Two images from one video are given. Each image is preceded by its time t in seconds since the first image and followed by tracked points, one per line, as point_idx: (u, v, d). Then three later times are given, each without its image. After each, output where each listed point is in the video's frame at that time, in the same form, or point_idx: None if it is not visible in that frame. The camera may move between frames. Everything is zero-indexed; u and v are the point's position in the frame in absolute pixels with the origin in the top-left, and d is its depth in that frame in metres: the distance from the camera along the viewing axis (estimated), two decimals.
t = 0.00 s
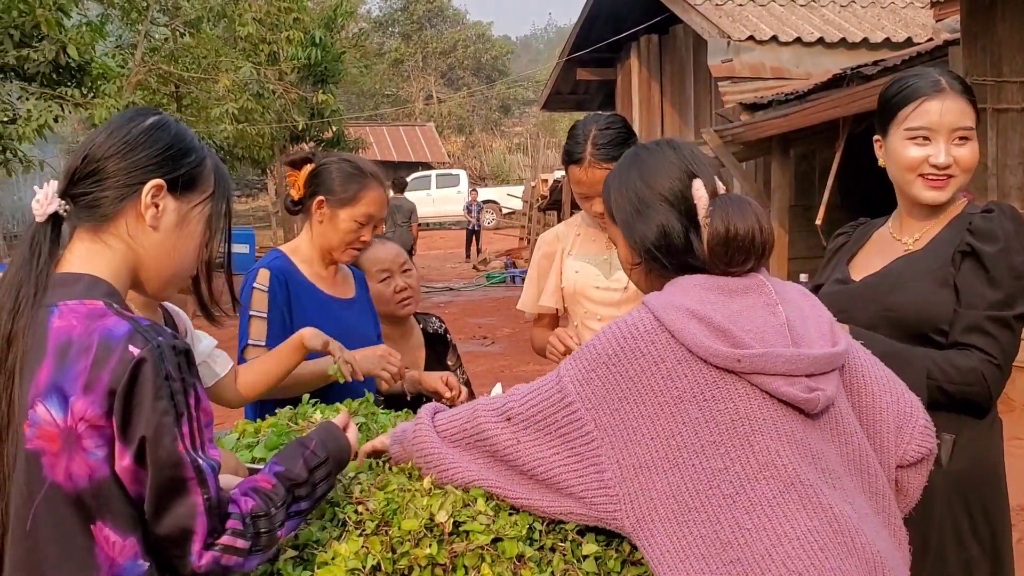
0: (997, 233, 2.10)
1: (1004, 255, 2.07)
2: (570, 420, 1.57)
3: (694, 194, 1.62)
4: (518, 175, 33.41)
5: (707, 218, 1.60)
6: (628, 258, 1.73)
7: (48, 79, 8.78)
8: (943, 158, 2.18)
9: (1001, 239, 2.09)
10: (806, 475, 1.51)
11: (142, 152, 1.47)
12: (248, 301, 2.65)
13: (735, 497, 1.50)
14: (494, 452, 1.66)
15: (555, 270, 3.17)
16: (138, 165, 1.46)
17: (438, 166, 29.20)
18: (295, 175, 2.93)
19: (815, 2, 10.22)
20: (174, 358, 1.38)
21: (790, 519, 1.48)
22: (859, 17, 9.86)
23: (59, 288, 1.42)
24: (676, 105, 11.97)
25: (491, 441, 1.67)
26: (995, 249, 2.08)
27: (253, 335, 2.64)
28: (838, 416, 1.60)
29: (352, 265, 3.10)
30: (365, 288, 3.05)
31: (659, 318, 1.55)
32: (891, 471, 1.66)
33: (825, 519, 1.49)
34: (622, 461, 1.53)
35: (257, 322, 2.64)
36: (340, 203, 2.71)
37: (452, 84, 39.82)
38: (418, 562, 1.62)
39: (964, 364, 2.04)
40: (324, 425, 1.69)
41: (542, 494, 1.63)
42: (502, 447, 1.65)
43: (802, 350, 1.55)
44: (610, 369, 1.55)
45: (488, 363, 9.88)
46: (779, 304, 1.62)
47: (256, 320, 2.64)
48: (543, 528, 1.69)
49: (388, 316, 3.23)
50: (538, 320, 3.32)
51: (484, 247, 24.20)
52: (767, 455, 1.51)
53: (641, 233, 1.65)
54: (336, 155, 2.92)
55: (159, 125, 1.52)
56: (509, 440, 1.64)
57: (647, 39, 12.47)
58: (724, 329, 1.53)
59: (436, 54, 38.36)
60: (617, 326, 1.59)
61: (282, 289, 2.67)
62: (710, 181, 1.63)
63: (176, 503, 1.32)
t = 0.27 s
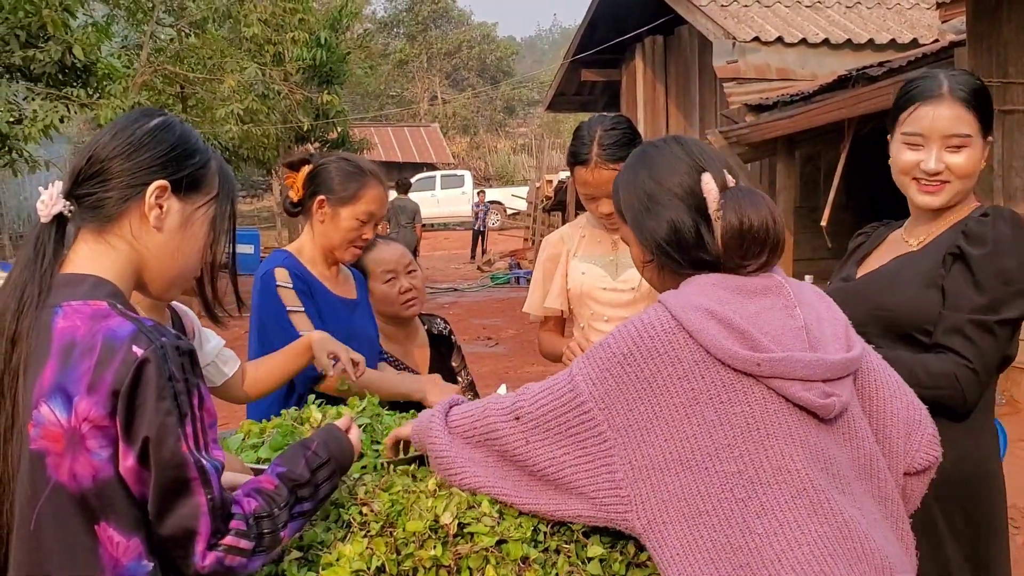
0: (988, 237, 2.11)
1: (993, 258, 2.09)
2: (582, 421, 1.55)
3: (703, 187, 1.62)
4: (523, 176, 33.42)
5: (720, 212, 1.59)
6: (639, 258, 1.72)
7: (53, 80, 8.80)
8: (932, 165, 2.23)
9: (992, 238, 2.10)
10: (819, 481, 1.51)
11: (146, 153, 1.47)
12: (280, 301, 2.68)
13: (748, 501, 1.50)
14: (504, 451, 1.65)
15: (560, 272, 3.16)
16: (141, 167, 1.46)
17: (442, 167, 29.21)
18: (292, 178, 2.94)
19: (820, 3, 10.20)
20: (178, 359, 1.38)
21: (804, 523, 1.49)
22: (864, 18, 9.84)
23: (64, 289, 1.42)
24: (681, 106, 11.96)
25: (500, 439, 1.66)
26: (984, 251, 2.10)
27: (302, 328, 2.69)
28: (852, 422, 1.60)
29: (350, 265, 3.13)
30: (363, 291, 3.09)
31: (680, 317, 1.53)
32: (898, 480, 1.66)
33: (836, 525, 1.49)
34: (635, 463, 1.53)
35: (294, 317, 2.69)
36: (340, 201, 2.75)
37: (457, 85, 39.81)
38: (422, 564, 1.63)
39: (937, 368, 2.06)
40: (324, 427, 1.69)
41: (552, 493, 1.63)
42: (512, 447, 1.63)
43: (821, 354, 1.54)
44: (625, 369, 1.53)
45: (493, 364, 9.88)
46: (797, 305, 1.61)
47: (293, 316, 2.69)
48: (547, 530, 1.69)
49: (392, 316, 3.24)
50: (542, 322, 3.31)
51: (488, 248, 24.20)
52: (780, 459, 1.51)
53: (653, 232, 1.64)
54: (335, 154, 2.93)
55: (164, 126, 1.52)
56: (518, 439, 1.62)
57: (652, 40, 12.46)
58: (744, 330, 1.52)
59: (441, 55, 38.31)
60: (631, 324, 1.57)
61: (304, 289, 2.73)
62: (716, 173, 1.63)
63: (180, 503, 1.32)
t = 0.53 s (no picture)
0: (973, 246, 2.17)
1: (975, 268, 2.15)
2: (607, 421, 1.48)
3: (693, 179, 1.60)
4: (525, 178, 33.44)
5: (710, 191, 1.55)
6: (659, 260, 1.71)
7: (56, 82, 8.82)
8: (897, 179, 2.34)
9: (976, 247, 2.17)
10: (838, 494, 1.50)
11: (148, 157, 1.48)
12: (297, 301, 2.67)
13: (767, 510, 1.49)
14: (518, 447, 1.58)
15: (560, 275, 3.17)
16: (142, 170, 1.47)
17: (445, 168, 29.24)
18: (291, 181, 2.93)
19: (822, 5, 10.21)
20: (178, 362, 1.39)
21: (820, 535, 1.48)
22: (866, 21, 9.84)
23: (65, 293, 1.42)
24: (683, 108, 11.97)
25: (513, 435, 1.58)
26: (968, 261, 2.16)
27: (326, 328, 2.69)
28: (871, 436, 1.60)
29: (351, 267, 3.14)
30: (364, 293, 3.10)
31: (710, 316, 1.49)
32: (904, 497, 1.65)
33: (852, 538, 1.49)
34: (657, 466, 1.49)
35: (317, 319, 2.69)
36: (345, 202, 2.77)
37: (459, 86, 39.83)
38: (421, 567, 1.64)
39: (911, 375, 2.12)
40: (311, 443, 1.72)
41: (562, 492, 1.56)
42: (527, 444, 1.56)
43: (851, 366, 1.53)
44: (654, 370, 1.47)
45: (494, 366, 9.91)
46: (830, 313, 1.59)
47: (316, 319, 2.68)
48: (546, 533, 1.69)
49: (393, 319, 3.25)
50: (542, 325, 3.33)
51: (490, 250, 24.22)
52: (802, 471, 1.49)
53: (658, 231, 1.63)
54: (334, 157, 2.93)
55: (165, 130, 1.53)
56: (534, 437, 1.54)
57: (654, 42, 12.47)
58: (776, 336, 1.49)
59: (443, 57, 38.13)
60: (659, 321, 1.52)
61: (322, 289, 2.74)
62: (709, 164, 1.61)
63: (182, 505, 1.33)
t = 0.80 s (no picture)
0: (965, 247, 2.19)
1: (963, 270, 2.16)
2: (642, 419, 1.44)
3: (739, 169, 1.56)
4: (526, 179, 33.44)
5: (759, 181, 1.51)
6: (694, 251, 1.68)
7: (58, 83, 8.85)
8: (892, 179, 2.37)
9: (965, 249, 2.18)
10: (864, 505, 1.48)
11: (159, 159, 1.48)
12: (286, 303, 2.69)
13: (792, 519, 1.47)
14: (545, 442, 1.51)
15: (565, 277, 3.18)
16: (152, 172, 1.47)
17: (446, 169, 29.26)
18: (298, 182, 2.95)
19: (824, 7, 10.21)
20: (187, 362, 1.39)
21: (847, 548, 1.46)
22: (868, 23, 9.85)
23: (74, 293, 1.43)
24: (685, 110, 11.98)
25: (539, 429, 1.52)
26: (958, 261, 2.18)
27: (305, 333, 2.70)
28: (900, 451, 1.58)
29: (355, 267, 3.15)
30: (368, 292, 3.11)
31: (755, 317, 1.46)
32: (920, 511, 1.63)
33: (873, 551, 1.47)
34: (688, 468, 1.46)
35: (299, 324, 2.70)
36: (351, 202, 2.78)
37: (461, 87, 39.82)
38: (424, 567, 1.64)
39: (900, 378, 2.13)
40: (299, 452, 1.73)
41: (585, 490, 1.51)
42: (554, 440, 1.50)
43: (889, 380, 1.50)
44: (694, 370, 1.44)
45: (496, 367, 9.91)
46: (872, 322, 1.56)
47: (298, 323, 2.70)
48: (548, 534, 1.72)
49: (395, 320, 3.27)
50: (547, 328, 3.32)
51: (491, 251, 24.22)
52: (831, 481, 1.47)
53: (699, 220, 1.59)
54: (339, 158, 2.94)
55: (175, 132, 1.54)
56: (563, 432, 1.48)
57: (656, 43, 12.48)
58: (819, 345, 1.46)
59: (445, 59, 37.92)
60: (700, 320, 1.48)
61: (310, 290, 2.73)
62: (756, 153, 1.57)
63: (192, 505, 1.34)
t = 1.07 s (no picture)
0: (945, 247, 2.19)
1: (942, 271, 2.17)
2: (679, 423, 1.41)
3: (783, 164, 1.55)
4: (528, 179, 33.45)
5: (801, 175, 1.50)
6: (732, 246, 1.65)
7: (61, 82, 8.84)
8: (875, 181, 2.36)
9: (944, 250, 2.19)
10: (889, 517, 1.48)
11: (168, 157, 1.49)
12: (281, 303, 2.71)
13: (820, 529, 1.46)
14: (575, 444, 1.46)
15: (566, 278, 3.17)
16: (161, 170, 1.48)
17: (447, 169, 29.28)
18: (296, 182, 2.96)
19: (826, 8, 10.22)
20: (194, 359, 1.40)
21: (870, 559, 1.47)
22: (869, 24, 9.85)
23: (82, 290, 1.43)
24: (686, 110, 11.99)
25: (569, 430, 1.47)
26: (937, 262, 2.18)
27: (298, 332, 2.70)
28: (925, 463, 1.57)
29: (356, 264, 3.15)
30: (372, 286, 3.11)
31: (796, 322, 1.43)
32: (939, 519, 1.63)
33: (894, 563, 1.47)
34: (719, 474, 1.44)
35: (293, 322, 2.70)
36: (349, 200, 2.79)
37: (462, 87, 39.82)
38: (428, 564, 1.64)
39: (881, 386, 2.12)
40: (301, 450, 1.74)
41: (613, 493, 1.47)
42: (586, 443, 1.45)
43: (924, 394, 1.48)
44: (735, 376, 1.42)
45: (497, 366, 9.92)
46: (912, 331, 1.54)
47: (292, 321, 2.70)
48: (551, 532, 1.74)
49: (397, 318, 3.30)
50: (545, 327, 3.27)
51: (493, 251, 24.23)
52: (859, 492, 1.47)
53: (739, 214, 1.58)
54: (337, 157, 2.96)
55: (184, 131, 1.54)
56: (597, 435, 1.44)
57: (657, 44, 12.50)
58: (858, 354, 1.44)
59: (446, 58, 38.10)
60: (740, 322, 1.45)
61: (308, 289, 2.74)
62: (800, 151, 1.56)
63: (198, 502, 1.34)
